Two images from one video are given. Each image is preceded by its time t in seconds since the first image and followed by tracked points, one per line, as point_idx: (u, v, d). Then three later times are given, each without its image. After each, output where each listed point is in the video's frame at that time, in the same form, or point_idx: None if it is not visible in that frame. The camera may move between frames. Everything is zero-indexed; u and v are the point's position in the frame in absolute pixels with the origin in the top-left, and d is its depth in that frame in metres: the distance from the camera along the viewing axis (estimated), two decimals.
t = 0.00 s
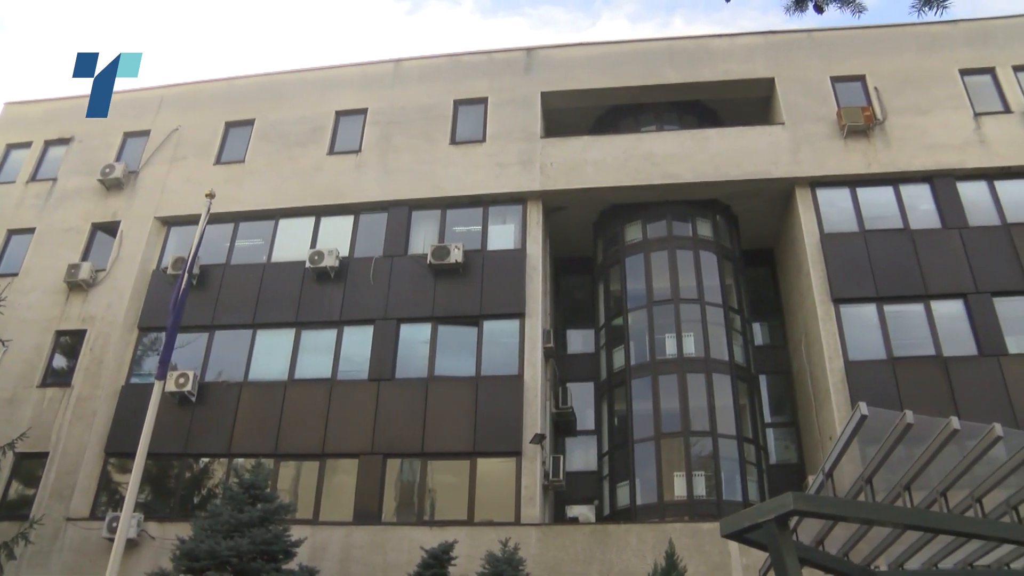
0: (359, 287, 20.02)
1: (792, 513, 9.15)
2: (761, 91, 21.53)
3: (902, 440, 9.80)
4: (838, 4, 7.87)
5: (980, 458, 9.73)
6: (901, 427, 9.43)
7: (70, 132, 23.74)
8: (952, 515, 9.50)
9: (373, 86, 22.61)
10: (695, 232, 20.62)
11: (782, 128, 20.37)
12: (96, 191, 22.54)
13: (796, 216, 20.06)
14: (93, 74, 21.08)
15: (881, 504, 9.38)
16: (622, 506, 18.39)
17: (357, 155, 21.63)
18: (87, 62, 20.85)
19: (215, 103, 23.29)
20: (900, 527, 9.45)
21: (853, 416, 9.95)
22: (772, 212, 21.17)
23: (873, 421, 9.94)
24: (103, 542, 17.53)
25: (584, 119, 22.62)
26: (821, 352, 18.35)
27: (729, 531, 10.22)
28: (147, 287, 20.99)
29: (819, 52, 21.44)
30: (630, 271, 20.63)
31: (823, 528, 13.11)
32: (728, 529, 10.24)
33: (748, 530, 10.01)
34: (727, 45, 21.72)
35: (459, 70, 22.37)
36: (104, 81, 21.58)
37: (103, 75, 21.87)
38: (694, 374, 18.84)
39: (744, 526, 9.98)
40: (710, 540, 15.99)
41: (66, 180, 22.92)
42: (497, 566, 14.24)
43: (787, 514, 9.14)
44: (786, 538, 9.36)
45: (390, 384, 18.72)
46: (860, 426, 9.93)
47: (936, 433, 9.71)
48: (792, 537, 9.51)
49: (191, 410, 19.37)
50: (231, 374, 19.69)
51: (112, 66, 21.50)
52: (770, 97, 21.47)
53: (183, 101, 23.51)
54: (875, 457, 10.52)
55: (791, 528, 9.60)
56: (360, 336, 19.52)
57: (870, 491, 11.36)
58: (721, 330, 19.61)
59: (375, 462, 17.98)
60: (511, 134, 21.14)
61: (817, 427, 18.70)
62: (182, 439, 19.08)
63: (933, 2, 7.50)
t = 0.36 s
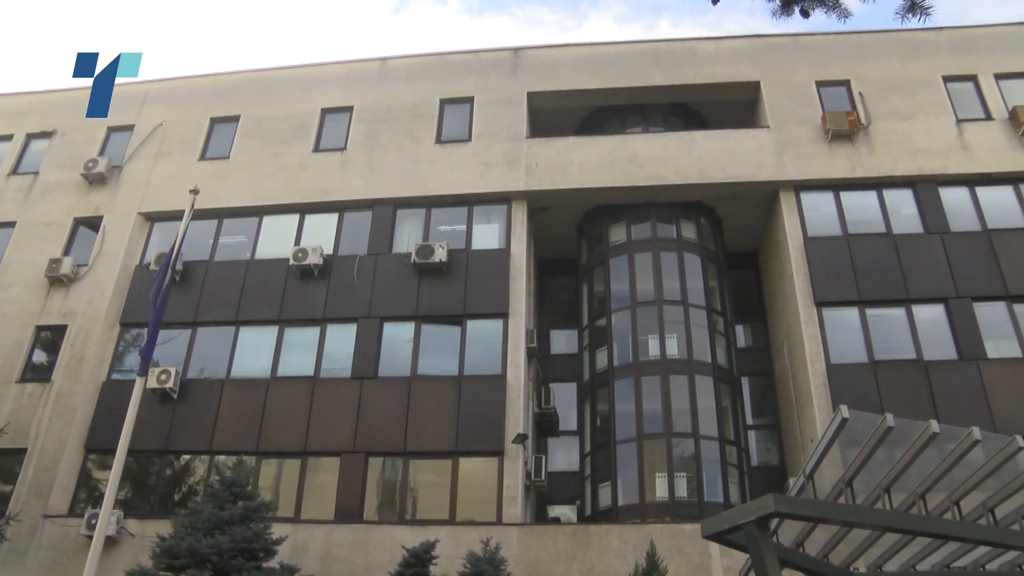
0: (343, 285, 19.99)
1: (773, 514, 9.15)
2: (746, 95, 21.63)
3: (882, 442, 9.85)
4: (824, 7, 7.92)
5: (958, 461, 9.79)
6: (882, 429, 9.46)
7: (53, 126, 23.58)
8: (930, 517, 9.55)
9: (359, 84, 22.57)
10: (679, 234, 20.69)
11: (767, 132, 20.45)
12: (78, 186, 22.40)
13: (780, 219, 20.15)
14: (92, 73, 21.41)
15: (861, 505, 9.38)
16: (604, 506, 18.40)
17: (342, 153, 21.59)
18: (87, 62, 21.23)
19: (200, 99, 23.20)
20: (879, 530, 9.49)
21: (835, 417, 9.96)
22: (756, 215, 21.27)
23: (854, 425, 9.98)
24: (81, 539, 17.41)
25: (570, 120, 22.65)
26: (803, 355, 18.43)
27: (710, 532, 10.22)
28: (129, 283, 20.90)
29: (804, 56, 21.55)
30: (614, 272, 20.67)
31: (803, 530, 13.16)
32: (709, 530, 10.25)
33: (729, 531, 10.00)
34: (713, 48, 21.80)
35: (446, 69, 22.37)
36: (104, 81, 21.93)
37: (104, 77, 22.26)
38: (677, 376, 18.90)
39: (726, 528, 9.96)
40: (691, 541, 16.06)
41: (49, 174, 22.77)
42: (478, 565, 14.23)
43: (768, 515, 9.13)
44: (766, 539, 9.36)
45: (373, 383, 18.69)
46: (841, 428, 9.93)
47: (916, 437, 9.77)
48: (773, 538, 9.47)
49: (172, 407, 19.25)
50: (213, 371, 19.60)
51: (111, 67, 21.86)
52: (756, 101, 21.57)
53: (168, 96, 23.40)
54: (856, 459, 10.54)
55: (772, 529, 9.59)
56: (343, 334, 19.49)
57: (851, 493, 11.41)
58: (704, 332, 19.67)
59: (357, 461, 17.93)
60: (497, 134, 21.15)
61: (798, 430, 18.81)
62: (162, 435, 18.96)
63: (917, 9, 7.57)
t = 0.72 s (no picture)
0: (330, 284, 19.95)
1: (757, 515, 9.12)
2: (735, 97, 21.69)
3: (865, 446, 9.85)
4: (813, 11, 7.95)
5: (941, 464, 9.82)
6: (866, 433, 9.47)
7: (38, 120, 23.43)
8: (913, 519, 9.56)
9: (348, 82, 22.53)
10: (666, 235, 20.74)
11: (755, 134, 20.51)
12: (64, 180, 22.28)
13: (767, 221, 20.21)
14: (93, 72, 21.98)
15: (843, 508, 9.37)
16: (589, 507, 18.41)
17: (330, 151, 21.55)
18: (87, 62, 21.81)
19: (188, 95, 23.10)
20: (863, 532, 9.49)
21: (819, 420, 9.93)
22: (743, 217, 21.33)
23: (838, 428, 9.99)
24: (63, 537, 17.30)
25: (558, 120, 22.68)
26: (789, 358, 18.48)
27: (694, 534, 10.19)
28: (115, 279, 20.80)
29: (792, 59, 21.62)
30: (601, 273, 20.69)
31: (787, 532, 13.18)
32: (694, 531, 10.21)
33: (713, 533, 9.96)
34: (702, 50, 21.85)
35: (435, 68, 22.36)
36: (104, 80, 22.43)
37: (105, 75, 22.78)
38: (663, 377, 18.93)
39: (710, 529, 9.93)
40: (675, 542, 16.10)
41: (34, 169, 22.63)
42: (463, 565, 14.21)
43: (752, 517, 9.10)
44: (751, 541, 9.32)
45: (359, 381, 18.66)
46: (825, 432, 9.91)
47: (899, 440, 9.79)
48: (757, 540, 9.46)
49: (157, 404, 19.15)
50: (199, 368, 19.52)
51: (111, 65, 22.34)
52: (744, 103, 21.63)
53: (155, 91, 23.30)
54: (839, 462, 10.55)
55: (756, 530, 9.56)
56: (330, 333, 19.45)
57: (835, 495, 11.43)
58: (690, 333, 19.72)
59: (342, 459, 17.89)
60: (485, 134, 21.15)
61: (783, 431, 18.87)
62: (147, 433, 18.84)
63: (905, 14, 7.60)
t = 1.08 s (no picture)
0: (317, 282, 19.91)
1: (742, 516, 9.10)
2: (723, 99, 21.76)
3: (850, 448, 9.86)
4: (802, 15, 7.99)
5: (924, 466, 9.85)
6: (850, 435, 9.48)
7: (24, 114, 23.29)
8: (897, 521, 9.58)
9: (337, 80, 22.49)
10: (653, 236, 20.79)
11: (743, 137, 20.58)
12: (49, 175, 22.16)
13: (754, 223, 20.28)
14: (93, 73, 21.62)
15: (826, 509, 9.37)
16: (574, 507, 18.43)
17: (317, 149, 21.51)
18: (87, 63, 21.48)
19: (175, 91, 23.02)
20: (846, 533, 9.51)
21: (804, 422, 9.93)
22: (730, 219, 21.40)
23: (822, 430, 10.00)
24: (45, 535, 17.19)
25: (547, 121, 22.70)
26: (775, 361, 18.54)
27: (678, 535, 10.16)
28: (100, 275, 20.72)
29: (780, 63, 21.70)
30: (588, 273, 20.72)
31: (770, 534, 13.23)
32: (678, 532, 10.18)
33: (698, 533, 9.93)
34: (691, 52, 21.90)
35: (424, 67, 22.34)
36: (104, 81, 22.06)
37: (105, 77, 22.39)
38: (649, 378, 18.97)
39: (695, 530, 9.91)
40: (660, 543, 16.14)
41: (19, 163, 22.50)
42: (447, 565, 14.19)
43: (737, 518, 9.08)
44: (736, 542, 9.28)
45: (345, 380, 18.62)
46: (810, 433, 9.90)
47: (882, 443, 9.82)
48: (741, 541, 9.44)
49: (141, 401, 19.05)
50: (184, 365, 19.43)
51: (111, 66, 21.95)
52: (732, 106, 21.71)
53: (142, 87, 23.20)
54: (823, 464, 10.57)
55: (740, 531, 9.55)
56: (316, 331, 19.41)
57: (819, 497, 11.46)
58: (676, 335, 19.77)
59: (327, 458, 17.85)
60: (474, 133, 21.15)
61: (768, 432, 18.94)
62: (131, 430, 18.73)
63: (893, 20, 7.65)
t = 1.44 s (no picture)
0: (303, 280, 19.87)
1: (727, 518, 9.10)
2: (711, 101, 21.83)
3: (834, 450, 9.87)
4: (790, 18, 8.02)
5: (908, 468, 9.88)
6: (834, 437, 9.49)
7: (9, 108, 23.14)
8: (879, 523, 9.60)
9: (326, 77, 22.45)
10: (640, 237, 20.84)
11: (731, 139, 20.65)
12: (34, 170, 22.03)
13: (741, 225, 20.35)
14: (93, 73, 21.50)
15: (810, 511, 9.37)
16: (558, 507, 18.44)
17: (305, 146, 21.47)
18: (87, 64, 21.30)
19: (163, 87, 22.93)
20: (828, 535, 9.54)
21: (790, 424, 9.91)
22: (717, 220, 21.47)
23: (807, 432, 10.02)
24: (26, 533, 17.06)
25: (536, 121, 22.72)
26: (761, 363, 18.60)
27: (663, 535, 10.14)
28: (85, 271, 20.62)
29: (768, 65, 21.78)
30: (575, 274, 20.74)
31: (752, 534, 13.26)
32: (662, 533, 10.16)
33: (683, 534, 9.92)
34: (680, 54, 21.96)
35: (413, 65, 22.33)
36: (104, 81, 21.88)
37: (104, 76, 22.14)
38: (635, 378, 19.01)
39: (679, 531, 9.89)
40: (644, 543, 16.18)
41: (3, 158, 22.36)
42: (432, 565, 14.17)
43: (722, 519, 9.08)
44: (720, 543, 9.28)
45: (330, 378, 18.59)
46: (795, 436, 9.89)
47: (867, 446, 9.84)
48: (726, 543, 9.44)
49: (126, 398, 18.95)
50: (169, 362, 19.35)
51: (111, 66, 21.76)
52: (720, 108, 21.78)
53: (130, 82, 23.09)
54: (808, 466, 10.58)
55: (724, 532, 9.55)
56: (302, 329, 19.38)
57: (802, 498, 11.48)
58: (662, 335, 19.82)
59: (313, 456, 17.81)
60: (462, 132, 21.15)
61: (754, 433, 18.99)
62: (115, 427, 18.62)
63: (880, 24, 7.67)
